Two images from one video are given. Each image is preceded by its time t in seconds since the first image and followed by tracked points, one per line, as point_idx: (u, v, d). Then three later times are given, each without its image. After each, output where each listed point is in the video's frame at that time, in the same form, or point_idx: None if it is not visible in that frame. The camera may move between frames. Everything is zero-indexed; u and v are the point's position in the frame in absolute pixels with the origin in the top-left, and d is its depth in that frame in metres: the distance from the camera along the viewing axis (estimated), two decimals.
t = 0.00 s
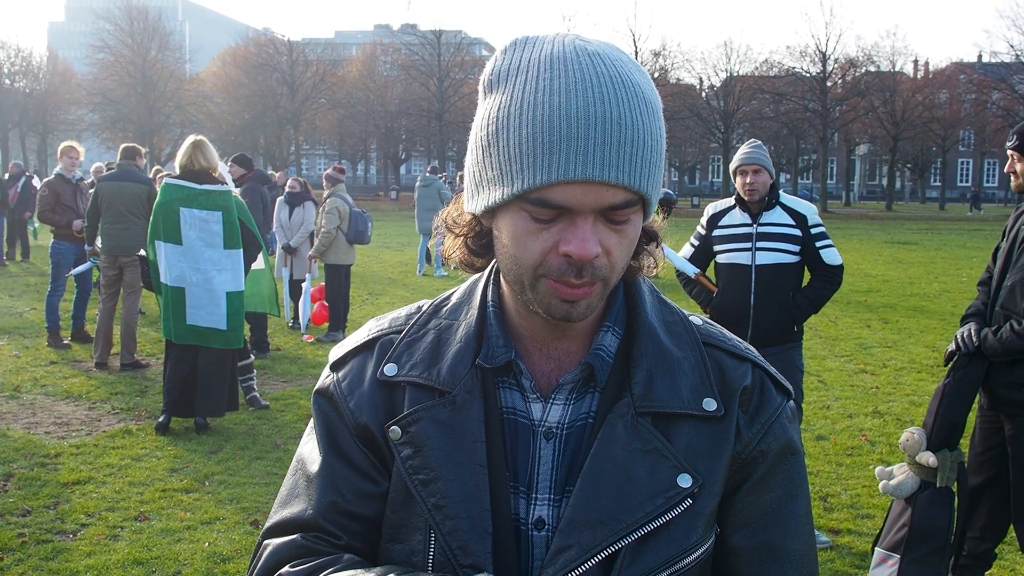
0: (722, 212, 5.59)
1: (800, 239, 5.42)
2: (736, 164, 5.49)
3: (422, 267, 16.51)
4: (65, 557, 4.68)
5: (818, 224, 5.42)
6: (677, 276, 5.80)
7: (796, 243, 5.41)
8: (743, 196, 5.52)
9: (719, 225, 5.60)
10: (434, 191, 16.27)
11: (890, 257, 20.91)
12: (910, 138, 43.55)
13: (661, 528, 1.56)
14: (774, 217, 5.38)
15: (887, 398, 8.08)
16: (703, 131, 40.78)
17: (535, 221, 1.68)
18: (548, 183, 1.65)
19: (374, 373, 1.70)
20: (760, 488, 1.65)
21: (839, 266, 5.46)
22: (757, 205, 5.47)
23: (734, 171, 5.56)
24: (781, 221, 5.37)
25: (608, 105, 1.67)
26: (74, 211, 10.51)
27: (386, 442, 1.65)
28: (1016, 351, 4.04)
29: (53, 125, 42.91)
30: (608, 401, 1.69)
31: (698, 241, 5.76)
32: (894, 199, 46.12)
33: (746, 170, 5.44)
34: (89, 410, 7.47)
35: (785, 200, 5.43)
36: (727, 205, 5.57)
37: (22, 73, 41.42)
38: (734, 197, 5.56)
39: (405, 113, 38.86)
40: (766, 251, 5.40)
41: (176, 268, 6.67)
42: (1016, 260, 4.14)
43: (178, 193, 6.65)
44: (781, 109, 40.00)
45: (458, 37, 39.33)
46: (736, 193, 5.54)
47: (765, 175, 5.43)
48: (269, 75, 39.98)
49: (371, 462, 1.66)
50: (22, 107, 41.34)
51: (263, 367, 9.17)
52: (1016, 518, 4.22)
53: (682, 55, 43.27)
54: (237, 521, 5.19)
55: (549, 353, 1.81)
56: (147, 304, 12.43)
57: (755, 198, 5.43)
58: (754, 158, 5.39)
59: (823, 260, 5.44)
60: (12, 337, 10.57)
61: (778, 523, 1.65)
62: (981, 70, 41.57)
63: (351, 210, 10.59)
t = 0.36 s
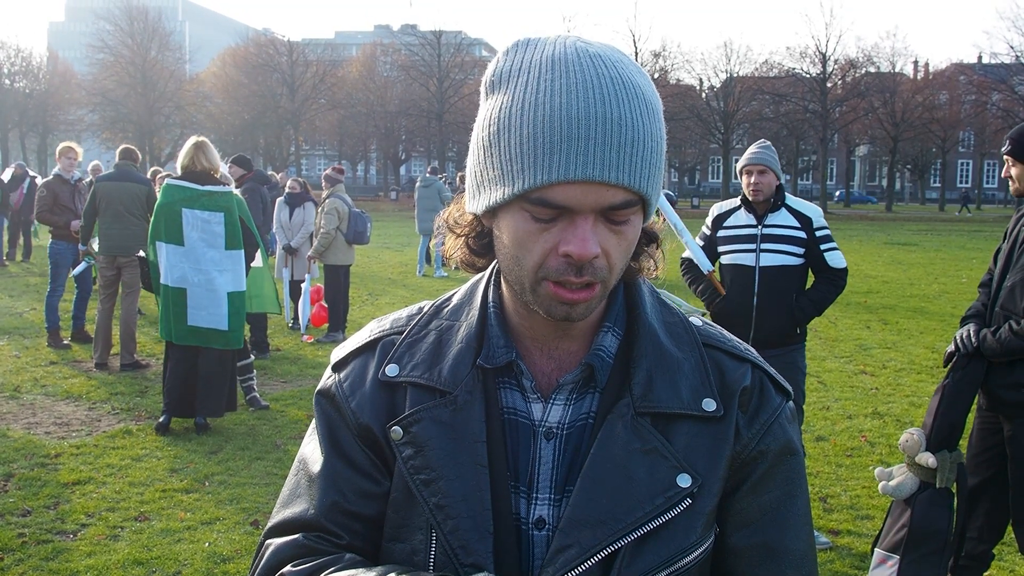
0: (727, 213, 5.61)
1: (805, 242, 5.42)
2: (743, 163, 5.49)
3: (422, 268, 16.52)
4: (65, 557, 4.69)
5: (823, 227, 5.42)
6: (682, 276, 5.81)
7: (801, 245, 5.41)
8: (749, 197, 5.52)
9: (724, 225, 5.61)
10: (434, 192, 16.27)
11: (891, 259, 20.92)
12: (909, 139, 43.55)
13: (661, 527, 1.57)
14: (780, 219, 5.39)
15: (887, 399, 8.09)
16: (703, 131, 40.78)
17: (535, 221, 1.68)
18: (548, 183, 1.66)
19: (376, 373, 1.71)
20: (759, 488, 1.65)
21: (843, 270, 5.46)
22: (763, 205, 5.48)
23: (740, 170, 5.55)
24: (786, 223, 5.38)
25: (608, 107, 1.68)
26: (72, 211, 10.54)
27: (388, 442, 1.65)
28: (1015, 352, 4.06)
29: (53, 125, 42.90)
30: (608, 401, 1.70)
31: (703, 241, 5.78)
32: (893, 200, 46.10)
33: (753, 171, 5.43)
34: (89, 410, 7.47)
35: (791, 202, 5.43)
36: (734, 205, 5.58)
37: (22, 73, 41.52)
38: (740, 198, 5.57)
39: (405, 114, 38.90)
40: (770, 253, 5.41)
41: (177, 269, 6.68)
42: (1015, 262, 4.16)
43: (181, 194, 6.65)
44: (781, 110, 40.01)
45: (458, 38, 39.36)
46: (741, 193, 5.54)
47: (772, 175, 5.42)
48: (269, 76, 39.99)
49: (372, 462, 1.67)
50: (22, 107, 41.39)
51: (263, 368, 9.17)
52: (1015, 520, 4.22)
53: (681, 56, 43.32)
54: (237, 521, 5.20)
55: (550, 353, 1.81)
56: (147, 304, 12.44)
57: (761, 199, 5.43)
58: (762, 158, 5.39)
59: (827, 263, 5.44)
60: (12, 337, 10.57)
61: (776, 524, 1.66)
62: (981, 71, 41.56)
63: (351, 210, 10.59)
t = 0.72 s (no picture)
0: (726, 212, 5.61)
1: (804, 241, 5.41)
2: (743, 161, 5.49)
3: (422, 267, 16.53)
4: (66, 555, 4.69)
5: (822, 226, 5.41)
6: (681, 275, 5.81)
7: (800, 245, 5.40)
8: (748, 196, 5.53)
9: (723, 224, 5.62)
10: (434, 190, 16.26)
11: (890, 257, 20.93)
12: (910, 138, 43.53)
13: (663, 526, 1.57)
14: (777, 218, 5.38)
15: (886, 398, 8.09)
16: (703, 130, 40.76)
17: (519, 194, 1.69)
18: (527, 150, 1.67)
19: (379, 370, 1.71)
20: (762, 488, 1.66)
21: (843, 269, 5.45)
22: (762, 203, 5.48)
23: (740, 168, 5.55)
24: (784, 221, 5.36)
25: (590, 76, 1.68)
26: (69, 210, 10.53)
27: (392, 440, 1.66)
28: (1017, 351, 4.06)
29: (52, 124, 42.82)
30: (611, 399, 1.70)
31: (703, 240, 5.80)
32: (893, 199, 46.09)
33: (752, 169, 5.44)
34: (89, 409, 7.47)
35: (790, 201, 5.42)
36: (732, 204, 5.59)
37: (22, 72, 41.50)
38: (738, 197, 5.58)
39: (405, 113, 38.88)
40: (768, 252, 5.41)
41: (179, 267, 6.67)
42: (1016, 260, 4.16)
43: (182, 192, 6.66)
44: (781, 109, 39.98)
45: (458, 36, 39.34)
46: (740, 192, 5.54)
47: (770, 173, 5.42)
48: (269, 74, 39.94)
49: (376, 461, 1.67)
50: (21, 106, 41.37)
51: (263, 366, 9.16)
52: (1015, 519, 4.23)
53: (682, 55, 43.30)
54: (238, 520, 5.20)
55: (551, 349, 1.81)
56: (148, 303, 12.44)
57: (760, 197, 5.44)
58: (761, 155, 5.40)
59: (826, 262, 5.43)
60: (12, 336, 10.56)
61: (779, 523, 1.66)
62: (981, 71, 41.54)
63: (350, 209, 10.59)
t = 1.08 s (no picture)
0: (715, 209, 5.60)
1: (792, 239, 5.42)
2: (733, 157, 5.47)
3: (423, 265, 16.54)
4: (67, 553, 4.69)
5: (811, 223, 5.41)
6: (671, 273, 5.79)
7: (788, 243, 5.40)
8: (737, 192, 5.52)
9: (712, 221, 5.60)
10: (435, 188, 16.26)
11: (891, 255, 20.92)
12: (911, 136, 43.50)
13: (666, 524, 1.57)
14: (767, 216, 5.38)
15: (887, 395, 8.09)
16: (703, 128, 40.74)
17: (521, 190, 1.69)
18: (527, 147, 1.67)
19: (382, 368, 1.71)
20: (766, 485, 1.65)
21: (831, 267, 5.43)
22: (751, 201, 5.46)
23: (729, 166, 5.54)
24: (774, 219, 5.37)
25: (589, 72, 1.68)
26: (68, 208, 10.54)
27: (395, 438, 1.65)
28: (1018, 348, 4.05)
29: (53, 122, 42.83)
30: (615, 397, 1.69)
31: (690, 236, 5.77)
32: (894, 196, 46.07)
33: (743, 166, 5.42)
34: (90, 407, 7.47)
35: (778, 198, 5.42)
36: (721, 202, 5.58)
37: (23, 70, 41.62)
38: (727, 194, 5.57)
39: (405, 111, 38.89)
40: (757, 249, 5.41)
41: (183, 266, 6.67)
42: (1017, 256, 4.15)
43: (185, 191, 6.64)
44: (782, 106, 39.96)
45: (458, 34, 39.32)
46: (730, 189, 5.53)
47: (761, 171, 5.41)
48: (270, 73, 39.98)
49: (379, 460, 1.67)
50: (22, 104, 41.45)
51: (264, 364, 9.17)
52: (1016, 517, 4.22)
53: (683, 53, 43.28)
54: (239, 518, 5.20)
55: (554, 346, 1.81)
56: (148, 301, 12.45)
57: (750, 194, 5.41)
58: (753, 152, 5.37)
59: (814, 259, 5.42)
60: (14, 334, 10.57)
61: (781, 521, 1.66)
62: (982, 68, 41.50)
63: (351, 207, 10.61)
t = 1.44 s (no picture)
0: (694, 212, 5.53)
1: (775, 237, 5.45)
2: (714, 159, 5.44)
3: (422, 265, 16.53)
4: (66, 554, 4.69)
5: (790, 221, 5.46)
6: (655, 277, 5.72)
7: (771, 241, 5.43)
8: (716, 192, 5.50)
9: (693, 224, 5.53)
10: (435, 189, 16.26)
11: (891, 255, 20.92)
12: (910, 136, 43.52)
13: (665, 520, 1.57)
14: (749, 216, 5.39)
15: (886, 395, 8.10)
16: (703, 128, 40.77)
17: (533, 217, 1.69)
18: (544, 179, 1.67)
19: (381, 368, 1.71)
20: (763, 483, 1.66)
21: (813, 262, 5.51)
22: (732, 202, 5.45)
23: (709, 168, 5.50)
24: (756, 219, 5.38)
25: (605, 102, 1.68)
26: (66, 209, 10.53)
27: (394, 437, 1.66)
28: (1017, 348, 4.06)
29: (52, 123, 42.79)
30: (613, 395, 1.70)
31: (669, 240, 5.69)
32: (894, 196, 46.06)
33: (726, 167, 5.40)
34: (89, 408, 7.48)
35: (757, 197, 5.43)
36: (700, 204, 5.53)
37: (22, 71, 41.66)
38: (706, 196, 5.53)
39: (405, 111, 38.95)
40: (743, 250, 5.39)
41: (183, 267, 6.64)
42: (1016, 256, 4.16)
43: (188, 192, 6.63)
44: (781, 107, 39.99)
45: (458, 35, 39.35)
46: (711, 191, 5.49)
47: (742, 172, 5.41)
48: (269, 73, 40.05)
49: (378, 458, 1.67)
50: (22, 105, 41.45)
51: (264, 365, 9.17)
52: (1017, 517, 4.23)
53: (682, 53, 43.31)
54: (238, 518, 5.20)
55: (554, 347, 1.81)
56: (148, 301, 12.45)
57: (733, 195, 5.40)
58: (734, 153, 5.37)
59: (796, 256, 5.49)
60: (13, 335, 10.57)
61: (779, 519, 1.66)
62: (981, 68, 41.55)
63: (351, 208, 10.63)
